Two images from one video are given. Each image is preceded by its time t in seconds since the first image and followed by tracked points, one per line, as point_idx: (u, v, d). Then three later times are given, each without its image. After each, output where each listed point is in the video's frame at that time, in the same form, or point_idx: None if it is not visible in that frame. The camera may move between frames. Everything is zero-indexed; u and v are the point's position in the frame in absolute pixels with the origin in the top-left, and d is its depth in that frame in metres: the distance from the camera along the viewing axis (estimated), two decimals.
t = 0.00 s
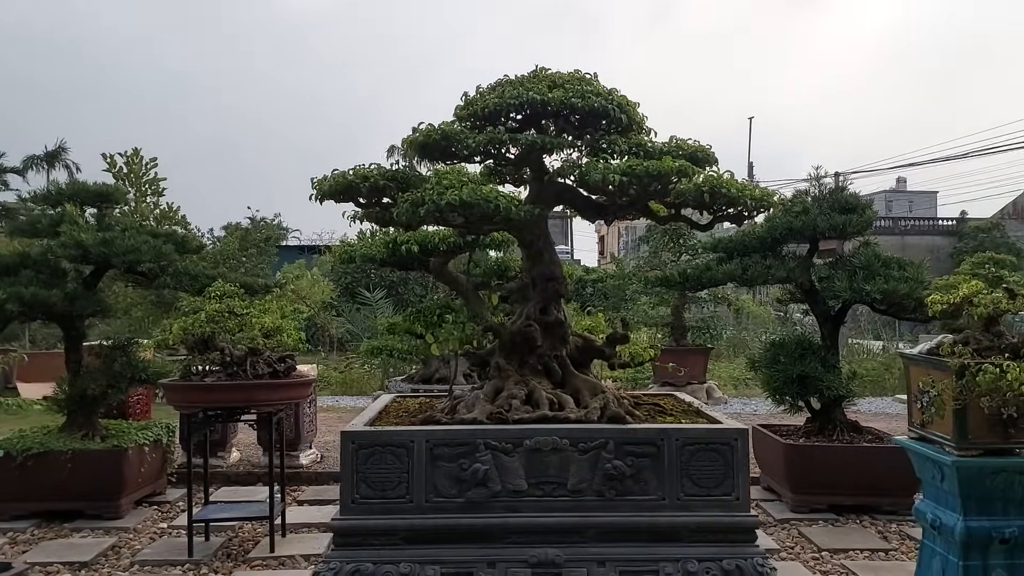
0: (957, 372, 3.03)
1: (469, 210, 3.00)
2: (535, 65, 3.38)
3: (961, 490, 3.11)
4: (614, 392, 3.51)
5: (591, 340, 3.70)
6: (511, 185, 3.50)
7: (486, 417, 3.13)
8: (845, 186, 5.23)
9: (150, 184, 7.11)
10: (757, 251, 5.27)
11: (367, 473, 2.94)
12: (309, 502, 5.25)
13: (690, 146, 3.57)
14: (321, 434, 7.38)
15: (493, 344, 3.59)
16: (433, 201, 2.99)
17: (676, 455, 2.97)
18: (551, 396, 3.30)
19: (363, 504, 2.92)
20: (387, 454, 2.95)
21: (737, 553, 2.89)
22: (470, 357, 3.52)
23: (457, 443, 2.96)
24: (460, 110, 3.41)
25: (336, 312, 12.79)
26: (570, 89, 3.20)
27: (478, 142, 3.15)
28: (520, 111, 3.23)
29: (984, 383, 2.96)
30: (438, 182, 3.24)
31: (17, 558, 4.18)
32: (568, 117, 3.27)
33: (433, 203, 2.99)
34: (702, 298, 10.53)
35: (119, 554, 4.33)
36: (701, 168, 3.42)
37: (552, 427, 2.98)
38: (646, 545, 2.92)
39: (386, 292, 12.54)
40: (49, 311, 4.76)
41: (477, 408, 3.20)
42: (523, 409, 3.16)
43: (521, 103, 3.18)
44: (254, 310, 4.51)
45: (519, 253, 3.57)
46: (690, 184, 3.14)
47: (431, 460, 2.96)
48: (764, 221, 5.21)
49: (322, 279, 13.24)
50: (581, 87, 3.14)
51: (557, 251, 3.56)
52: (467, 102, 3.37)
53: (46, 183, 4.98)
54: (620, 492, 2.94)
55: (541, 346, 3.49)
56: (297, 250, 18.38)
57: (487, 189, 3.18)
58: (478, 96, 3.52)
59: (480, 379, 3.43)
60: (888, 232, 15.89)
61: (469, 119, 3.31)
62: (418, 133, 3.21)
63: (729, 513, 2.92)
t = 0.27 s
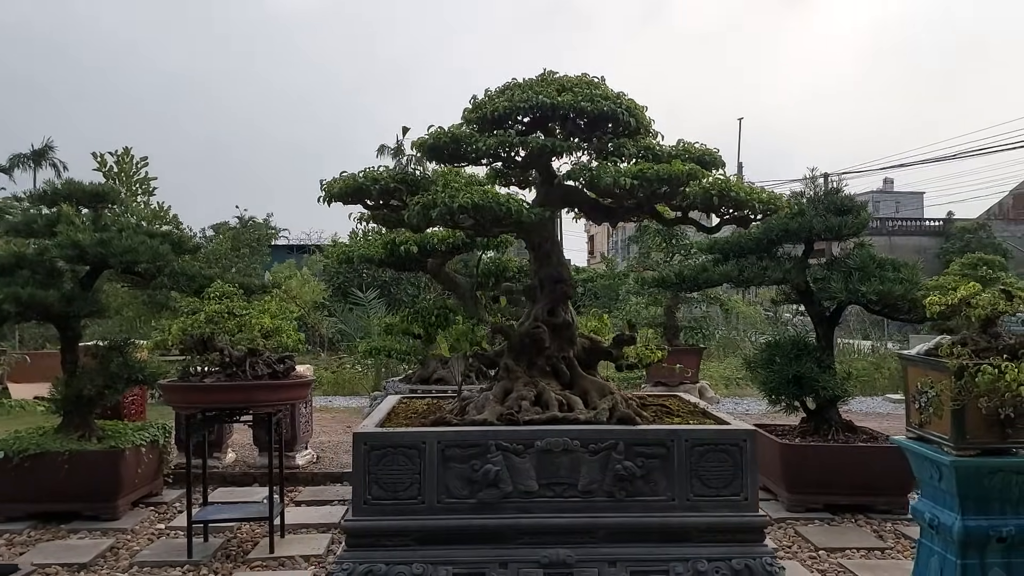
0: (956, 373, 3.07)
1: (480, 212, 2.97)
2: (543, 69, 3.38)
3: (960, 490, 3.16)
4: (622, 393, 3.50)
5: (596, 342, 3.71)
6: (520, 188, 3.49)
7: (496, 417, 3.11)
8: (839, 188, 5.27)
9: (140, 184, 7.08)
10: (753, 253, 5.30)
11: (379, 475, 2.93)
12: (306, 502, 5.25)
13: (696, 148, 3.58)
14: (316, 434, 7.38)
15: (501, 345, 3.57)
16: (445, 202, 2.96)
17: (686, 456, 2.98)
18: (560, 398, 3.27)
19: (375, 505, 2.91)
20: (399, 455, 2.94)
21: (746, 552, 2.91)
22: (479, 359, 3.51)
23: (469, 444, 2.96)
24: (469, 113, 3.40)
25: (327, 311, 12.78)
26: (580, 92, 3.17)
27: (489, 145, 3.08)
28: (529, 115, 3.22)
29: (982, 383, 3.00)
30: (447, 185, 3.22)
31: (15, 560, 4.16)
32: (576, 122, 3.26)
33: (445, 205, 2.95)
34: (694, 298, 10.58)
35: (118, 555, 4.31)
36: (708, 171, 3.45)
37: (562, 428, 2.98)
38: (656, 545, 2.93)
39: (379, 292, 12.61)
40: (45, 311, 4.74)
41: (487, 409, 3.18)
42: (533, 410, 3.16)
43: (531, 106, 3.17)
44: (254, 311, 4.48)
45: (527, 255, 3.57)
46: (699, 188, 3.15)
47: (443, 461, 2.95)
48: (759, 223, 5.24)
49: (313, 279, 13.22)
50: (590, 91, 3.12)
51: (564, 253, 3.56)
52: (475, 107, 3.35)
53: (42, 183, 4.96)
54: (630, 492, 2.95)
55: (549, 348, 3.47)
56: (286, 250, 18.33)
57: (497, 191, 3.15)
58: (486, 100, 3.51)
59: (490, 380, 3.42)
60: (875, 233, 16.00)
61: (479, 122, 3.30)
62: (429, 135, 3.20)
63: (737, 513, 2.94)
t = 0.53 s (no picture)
0: (944, 374, 3.13)
1: (489, 215, 2.91)
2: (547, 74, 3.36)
3: (949, 489, 3.23)
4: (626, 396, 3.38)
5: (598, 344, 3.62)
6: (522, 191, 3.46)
7: (501, 419, 3.00)
8: (825, 191, 5.34)
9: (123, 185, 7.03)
10: (741, 255, 5.34)
11: (386, 477, 2.82)
12: (296, 504, 5.23)
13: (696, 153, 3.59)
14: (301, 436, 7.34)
15: (504, 347, 3.47)
16: (453, 204, 2.90)
17: (690, 457, 2.90)
18: (564, 400, 3.18)
19: (382, 508, 2.81)
20: (406, 458, 2.84)
21: (749, 552, 2.85)
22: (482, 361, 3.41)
23: (475, 446, 2.87)
24: (472, 118, 3.36)
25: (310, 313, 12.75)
26: (585, 97, 3.15)
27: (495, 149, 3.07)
28: (533, 119, 3.19)
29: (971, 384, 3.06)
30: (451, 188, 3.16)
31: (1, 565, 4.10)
32: (579, 127, 3.23)
33: (454, 206, 2.89)
34: (677, 299, 10.65)
35: (107, 559, 4.28)
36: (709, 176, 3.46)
37: (568, 430, 2.91)
38: (659, 545, 2.85)
39: (363, 294, 12.61)
40: (32, 313, 4.69)
41: (492, 411, 3.07)
42: (538, 412, 3.06)
43: (537, 111, 3.14)
44: (245, 313, 4.43)
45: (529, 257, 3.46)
46: (702, 193, 3.16)
47: (450, 463, 2.85)
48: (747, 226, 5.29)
49: (295, 281, 13.17)
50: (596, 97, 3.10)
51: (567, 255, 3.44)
52: (478, 110, 3.32)
53: (29, 183, 4.91)
54: (635, 493, 2.88)
55: (552, 350, 3.36)
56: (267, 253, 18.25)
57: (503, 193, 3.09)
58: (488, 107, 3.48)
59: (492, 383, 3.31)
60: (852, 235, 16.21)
61: (482, 126, 3.26)
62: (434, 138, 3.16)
63: (740, 513, 2.88)
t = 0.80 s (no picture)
0: (928, 375, 3.20)
1: (489, 220, 2.91)
2: (544, 80, 3.35)
3: (931, 488, 3.30)
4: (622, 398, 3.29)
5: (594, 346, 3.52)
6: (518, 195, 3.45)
7: (499, 422, 2.92)
8: (807, 195, 5.42)
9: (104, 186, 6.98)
10: (724, 258, 5.40)
11: (386, 479, 2.73)
12: (281, 507, 5.21)
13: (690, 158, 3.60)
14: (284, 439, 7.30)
15: (501, 350, 3.38)
16: (453, 209, 2.88)
17: (686, 457, 2.84)
18: (562, 403, 3.10)
19: (382, 510, 2.73)
20: (407, 460, 2.76)
21: (744, 551, 2.79)
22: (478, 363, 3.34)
23: (474, 448, 2.79)
24: (469, 122, 3.34)
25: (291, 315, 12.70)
26: (584, 103, 3.14)
27: (496, 154, 3.08)
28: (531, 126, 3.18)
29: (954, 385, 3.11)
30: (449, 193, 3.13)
31: None
32: (576, 132, 3.22)
33: (454, 211, 2.87)
34: (658, 301, 10.73)
35: (91, 563, 4.25)
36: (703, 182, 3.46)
37: (566, 431, 2.84)
38: (657, 545, 2.79)
39: (344, 295, 12.59)
40: (14, 315, 4.65)
41: (490, 413, 2.99)
42: (536, 415, 2.97)
43: (536, 117, 3.13)
44: (232, 315, 4.40)
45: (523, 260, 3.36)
46: (698, 199, 3.16)
47: (450, 465, 2.78)
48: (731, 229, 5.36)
49: (275, 282, 13.12)
50: (594, 103, 3.10)
51: (563, 258, 3.34)
52: (474, 114, 3.32)
53: (11, 184, 4.87)
54: (632, 494, 2.81)
55: (548, 353, 3.25)
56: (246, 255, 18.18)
57: (501, 198, 3.07)
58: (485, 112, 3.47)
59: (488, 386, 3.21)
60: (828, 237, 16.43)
61: (480, 131, 3.25)
62: (433, 142, 3.14)
63: (736, 513, 2.82)
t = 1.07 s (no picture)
0: (911, 375, 3.26)
1: (484, 222, 2.91)
2: (536, 83, 3.33)
3: (914, 486, 3.36)
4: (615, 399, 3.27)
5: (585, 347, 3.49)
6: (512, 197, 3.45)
7: (493, 421, 2.90)
8: (790, 198, 5.49)
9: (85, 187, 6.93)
10: (709, 260, 5.45)
11: (382, 479, 2.69)
12: (266, 509, 5.18)
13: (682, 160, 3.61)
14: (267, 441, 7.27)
15: (493, 351, 3.33)
16: (449, 210, 2.87)
17: (678, 456, 2.83)
18: (555, 403, 3.07)
19: (378, 509, 2.69)
20: (403, 460, 2.72)
21: (735, 548, 2.79)
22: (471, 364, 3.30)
23: (469, 447, 2.75)
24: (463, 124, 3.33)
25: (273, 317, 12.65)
26: (577, 106, 3.13)
27: (492, 156, 3.08)
28: (523, 128, 3.18)
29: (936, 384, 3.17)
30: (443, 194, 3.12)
31: None
32: (568, 135, 3.22)
33: (450, 212, 2.86)
34: (640, 302, 10.79)
35: (75, 566, 4.21)
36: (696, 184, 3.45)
37: (561, 430, 2.81)
38: (649, 543, 2.78)
39: (327, 296, 12.56)
40: None
41: (484, 413, 2.96)
42: (529, 415, 2.95)
43: (529, 119, 3.12)
44: (218, 316, 4.37)
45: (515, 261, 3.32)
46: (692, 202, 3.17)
47: (445, 465, 2.74)
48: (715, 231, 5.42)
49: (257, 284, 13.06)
50: (588, 107, 3.09)
51: (555, 259, 3.31)
52: (467, 116, 3.31)
53: None
54: (625, 493, 2.79)
55: (541, 354, 3.21)
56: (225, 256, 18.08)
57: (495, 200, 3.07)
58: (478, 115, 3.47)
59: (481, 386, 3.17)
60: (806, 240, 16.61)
61: (474, 134, 3.25)
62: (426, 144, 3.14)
63: (727, 511, 2.82)
